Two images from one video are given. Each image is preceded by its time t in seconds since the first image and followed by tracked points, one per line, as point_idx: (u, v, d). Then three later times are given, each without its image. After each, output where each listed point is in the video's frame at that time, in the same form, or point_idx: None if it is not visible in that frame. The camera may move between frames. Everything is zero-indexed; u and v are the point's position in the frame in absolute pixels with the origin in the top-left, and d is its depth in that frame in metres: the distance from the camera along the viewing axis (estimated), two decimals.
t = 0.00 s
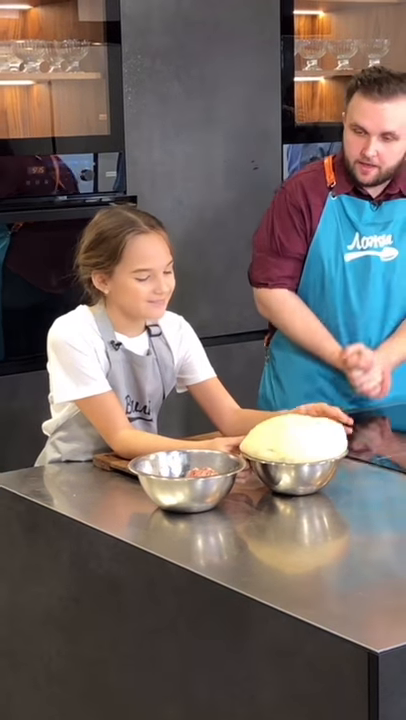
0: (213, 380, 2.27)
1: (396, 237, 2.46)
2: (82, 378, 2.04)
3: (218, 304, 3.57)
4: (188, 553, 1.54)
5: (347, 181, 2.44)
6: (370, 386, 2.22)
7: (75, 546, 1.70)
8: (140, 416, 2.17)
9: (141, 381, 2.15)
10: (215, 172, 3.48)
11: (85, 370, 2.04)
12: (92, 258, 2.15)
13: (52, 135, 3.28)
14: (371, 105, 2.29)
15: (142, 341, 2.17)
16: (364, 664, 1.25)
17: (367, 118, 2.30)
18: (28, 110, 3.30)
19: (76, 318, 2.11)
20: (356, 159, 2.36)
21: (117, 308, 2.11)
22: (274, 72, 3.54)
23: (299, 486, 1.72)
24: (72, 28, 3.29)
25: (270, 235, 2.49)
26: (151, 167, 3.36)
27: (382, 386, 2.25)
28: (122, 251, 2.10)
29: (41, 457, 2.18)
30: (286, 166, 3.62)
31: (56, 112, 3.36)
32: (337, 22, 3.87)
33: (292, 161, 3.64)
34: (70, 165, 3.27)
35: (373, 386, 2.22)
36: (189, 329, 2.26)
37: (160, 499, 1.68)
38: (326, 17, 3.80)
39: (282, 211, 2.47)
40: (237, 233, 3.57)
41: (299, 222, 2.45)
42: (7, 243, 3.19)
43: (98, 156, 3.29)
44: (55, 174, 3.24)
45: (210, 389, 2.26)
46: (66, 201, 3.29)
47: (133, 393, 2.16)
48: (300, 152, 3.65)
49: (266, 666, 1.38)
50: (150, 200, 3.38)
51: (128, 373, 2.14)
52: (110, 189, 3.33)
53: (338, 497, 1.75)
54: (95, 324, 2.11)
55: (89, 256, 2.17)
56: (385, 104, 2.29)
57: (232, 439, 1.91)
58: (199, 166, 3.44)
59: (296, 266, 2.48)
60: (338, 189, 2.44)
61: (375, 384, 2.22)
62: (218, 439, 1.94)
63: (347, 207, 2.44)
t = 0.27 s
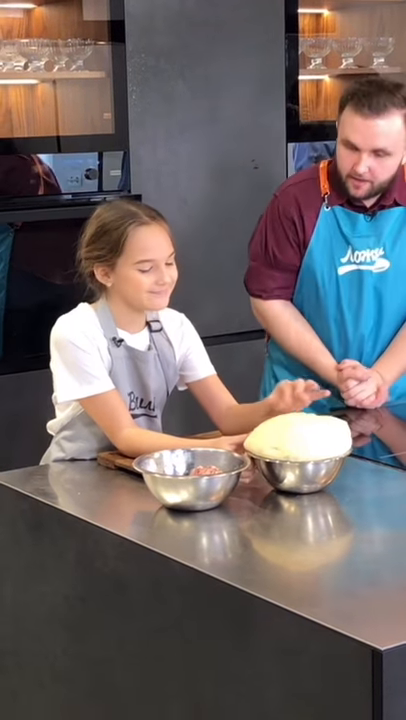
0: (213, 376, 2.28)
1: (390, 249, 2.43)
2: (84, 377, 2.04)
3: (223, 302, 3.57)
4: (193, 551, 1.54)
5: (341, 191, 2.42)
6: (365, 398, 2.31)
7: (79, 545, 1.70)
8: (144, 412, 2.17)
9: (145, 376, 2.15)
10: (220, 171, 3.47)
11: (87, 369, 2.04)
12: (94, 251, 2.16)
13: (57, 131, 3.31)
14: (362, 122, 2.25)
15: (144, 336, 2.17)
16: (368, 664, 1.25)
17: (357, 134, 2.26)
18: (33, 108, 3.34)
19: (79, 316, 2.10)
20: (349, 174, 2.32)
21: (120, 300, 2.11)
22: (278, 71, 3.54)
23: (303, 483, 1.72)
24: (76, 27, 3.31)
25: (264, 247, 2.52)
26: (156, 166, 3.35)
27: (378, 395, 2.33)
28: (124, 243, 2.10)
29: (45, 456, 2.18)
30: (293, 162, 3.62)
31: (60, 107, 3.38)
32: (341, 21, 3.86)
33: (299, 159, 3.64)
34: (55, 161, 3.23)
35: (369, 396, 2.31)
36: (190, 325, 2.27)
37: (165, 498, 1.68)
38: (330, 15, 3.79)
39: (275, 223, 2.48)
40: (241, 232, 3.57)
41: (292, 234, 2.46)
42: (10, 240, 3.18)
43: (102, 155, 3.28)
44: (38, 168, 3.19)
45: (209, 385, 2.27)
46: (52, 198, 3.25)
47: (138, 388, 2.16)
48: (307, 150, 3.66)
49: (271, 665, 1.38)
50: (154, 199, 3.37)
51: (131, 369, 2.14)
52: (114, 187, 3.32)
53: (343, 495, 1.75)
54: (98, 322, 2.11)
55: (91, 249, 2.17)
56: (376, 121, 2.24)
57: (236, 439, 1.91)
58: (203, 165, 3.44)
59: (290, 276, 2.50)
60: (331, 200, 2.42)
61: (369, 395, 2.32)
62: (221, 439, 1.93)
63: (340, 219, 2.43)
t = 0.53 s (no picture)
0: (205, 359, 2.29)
1: (390, 254, 2.42)
2: (83, 375, 2.04)
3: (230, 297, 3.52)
4: (198, 546, 1.54)
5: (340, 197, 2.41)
6: (372, 390, 2.30)
7: (85, 541, 1.70)
8: (146, 401, 2.18)
9: (144, 364, 2.16)
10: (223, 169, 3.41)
11: (86, 367, 2.04)
12: (90, 235, 2.17)
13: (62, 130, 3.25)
14: (357, 136, 2.23)
15: (140, 325, 2.19)
16: (374, 659, 1.25)
17: (353, 149, 2.25)
18: (38, 105, 3.33)
19: (74, 313, 2.10)
20: (346, 186, 2.31)
21: (117, 285, 2.13)
22: (283, 67, 3.47)
23: (309, 479, 1.72)
24: (81, 23, 3.30)
25: (262, 253, 2.51)
26: (161, 161, 3.30)
27: (386, 391, 2.33)
28: (120, 227, 2.12)
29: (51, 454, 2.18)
30: (299, 158, 3.56)
31: (66, 106, 3.35)
32: (346, 15, 3.87)
33: (306, 154, 3.57)
34: (58, 157, 3.18)
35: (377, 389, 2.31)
36: (184, 312, 2.29)
37: (171, 493, 1.68)
38: (335, 10, 3.81)
39: (273, 229, 2.47)
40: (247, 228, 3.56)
41: (290, 240, 2.45)
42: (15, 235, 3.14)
43: (108, 150, 3.24)
44: (32, 164, 3.13)
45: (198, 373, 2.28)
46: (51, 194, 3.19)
47: (139, 378, 2.16)
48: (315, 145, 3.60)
49: (278, 660, 1.38)
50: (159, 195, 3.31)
51: (130, 358, 2.15)
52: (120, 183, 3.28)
53: (349, 491, 1.75)
54: (94, 315, 2.11)
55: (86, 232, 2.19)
56: (372, 134, 2.23)
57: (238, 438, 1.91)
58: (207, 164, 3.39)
59: (288, 282, 2.50)
60: (330, 206, 2.42)
61: (377, 391, 2.31)
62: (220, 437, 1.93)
63: (340, 224, 2.42)
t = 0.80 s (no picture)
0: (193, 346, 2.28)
1: (395, 251, 2.41)
2: (80, 372, 2.05)
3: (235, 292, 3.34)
4: (204, 542, 1.54)
5: (344, 196, 2.41)
6: (378, 387, 2.30)
7: (90, 537, 1.70)
8: (145, 391, 2.17)
9: (141, 353, 2.17)
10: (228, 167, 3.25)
11: (83, 363, 2.05)
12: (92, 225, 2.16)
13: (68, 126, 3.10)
14: (359, 130, 2.24)
15: (132, 315, 2.20)
16: (381, 656, 1.24)
17: (355, 143, 2.25)
18: (43, 101, 3.16)
19: (69, 310, 2.11)
20: (348, 183, 2.30)
21: (135, 268, 2.15)
22: (289, 60, 3.31)
23: (315, 475, 1.72)
24: (87, 18, 3.13)
25: (266, 252, 2.51)
26: (165, 158, 3.14)
27: (393, 388, 2.33)
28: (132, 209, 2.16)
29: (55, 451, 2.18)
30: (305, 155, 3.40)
31: (71, 105, 3.19)
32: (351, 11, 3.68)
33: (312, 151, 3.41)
34: (62, 153, 3.02)
35: (383, 386, 2.30)
36: (174, 303, 2.31)
37: (177, 489, 1.68)
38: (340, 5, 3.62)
39: (277, 228, 2.47)
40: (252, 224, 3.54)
41: (293, 240, 2.45)
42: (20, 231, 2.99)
43: (113, 146, 3.08)
44: (35, 162, 2.98)
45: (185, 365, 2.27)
46: (55, 192, 3.03)
47: (137, 368, 2.16)
48: (319, 141, 3.42)
49: (283, 656, 1.38)
50: (164, 192, 3.16)
51: (127, 349, 2.15)
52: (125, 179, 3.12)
53: (355, 486, 1.75)
54: (89, 310, 2.12)
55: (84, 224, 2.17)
56: (374, 128, 2.23)
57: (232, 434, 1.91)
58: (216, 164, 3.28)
59: (292, 281, 2.50)
60: (333, 204, 2.42)
61: (382, 387, 2.31)
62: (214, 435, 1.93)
63: (344, 222, 2.40)
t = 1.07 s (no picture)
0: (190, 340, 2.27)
1: (401, 247, 2.41)
2: (72, 359, 2.05)
3: (239, 290, 3.33)
4: (209, 539, 1.54)
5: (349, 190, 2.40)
6: (383, 384, 2.30)
7: (95, 533, 1.71)
8: (144, 384, 2.18)
9: (138, 346, 2.17)
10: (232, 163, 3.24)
11: (75, 350, 2.06)
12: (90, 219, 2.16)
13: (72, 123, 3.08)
14: (365, 126, 2.23)
15: (129, 309, 2.20)
16: (385, 652, 1.25)
17: (360, 138, 2.25)
18: (47, 97, 3.14)
19: (64, 300, 2.11)
20: (353, 178, 2.30)
21: (131, 263, 2.16)
22: (293, 58, 3.30)
23: (320, 471, 1.72)
24: (91, 14, 3.08)
25: (271, 246, 2.51)
26: (170, 154, 3.13)
27: (397, 385, 2.32)
28: (127, 203, 2.18)
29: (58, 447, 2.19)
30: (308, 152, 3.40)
31: (75, 100, 3.16)
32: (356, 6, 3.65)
33: (314, 148, 3.41)
34: (67, 150, 2.99)
35: (387, 383, 2.30)
36: (169, 297, 2.31)
37: (181, 485, 1.68)
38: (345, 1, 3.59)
39: (282, 223, 2.47)
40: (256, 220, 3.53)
41: (299, 235, 2.44)
42: (24, 228, 2.96)
43: (117, 142, 3.06)
44: (41, 158, 2.95)
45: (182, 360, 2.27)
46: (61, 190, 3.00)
47: (134, 360, 2.17)
48: (322, 137, 3.42)
49: (288, 652, 1.38)
50: (169, 189, 3.15)
51: (124, 341, 2.16)
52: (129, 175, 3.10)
53: (360, 483, 1.75)
54: (84, 301, 2.13)
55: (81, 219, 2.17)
56: (380, 124, 2.23)
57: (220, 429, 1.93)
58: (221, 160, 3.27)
59: (297, 276, 2.49)
60: (338, 199, 2.41)
61: (386, 383, 2.30)
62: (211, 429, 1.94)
63: (349, 217, 2.40)
